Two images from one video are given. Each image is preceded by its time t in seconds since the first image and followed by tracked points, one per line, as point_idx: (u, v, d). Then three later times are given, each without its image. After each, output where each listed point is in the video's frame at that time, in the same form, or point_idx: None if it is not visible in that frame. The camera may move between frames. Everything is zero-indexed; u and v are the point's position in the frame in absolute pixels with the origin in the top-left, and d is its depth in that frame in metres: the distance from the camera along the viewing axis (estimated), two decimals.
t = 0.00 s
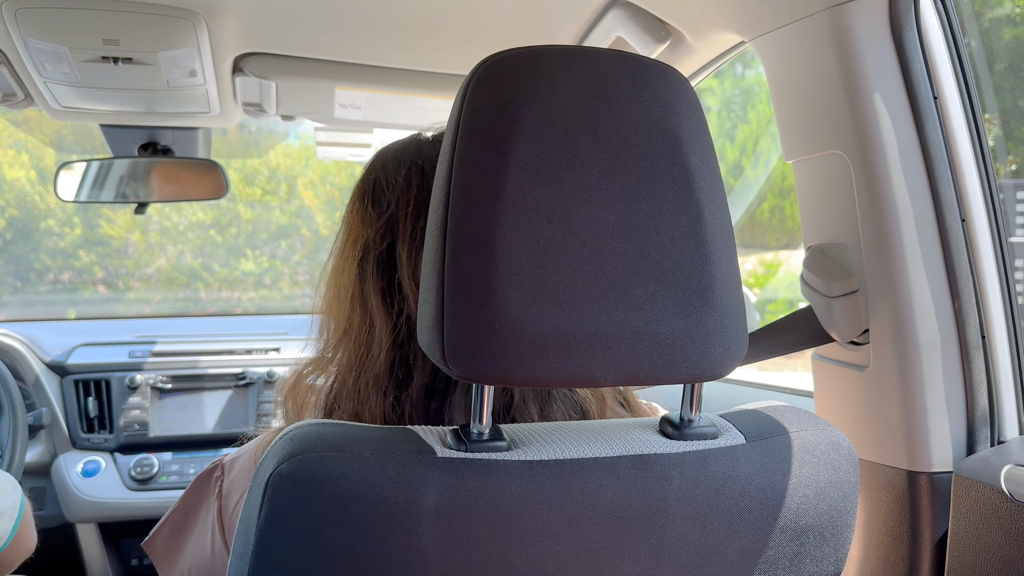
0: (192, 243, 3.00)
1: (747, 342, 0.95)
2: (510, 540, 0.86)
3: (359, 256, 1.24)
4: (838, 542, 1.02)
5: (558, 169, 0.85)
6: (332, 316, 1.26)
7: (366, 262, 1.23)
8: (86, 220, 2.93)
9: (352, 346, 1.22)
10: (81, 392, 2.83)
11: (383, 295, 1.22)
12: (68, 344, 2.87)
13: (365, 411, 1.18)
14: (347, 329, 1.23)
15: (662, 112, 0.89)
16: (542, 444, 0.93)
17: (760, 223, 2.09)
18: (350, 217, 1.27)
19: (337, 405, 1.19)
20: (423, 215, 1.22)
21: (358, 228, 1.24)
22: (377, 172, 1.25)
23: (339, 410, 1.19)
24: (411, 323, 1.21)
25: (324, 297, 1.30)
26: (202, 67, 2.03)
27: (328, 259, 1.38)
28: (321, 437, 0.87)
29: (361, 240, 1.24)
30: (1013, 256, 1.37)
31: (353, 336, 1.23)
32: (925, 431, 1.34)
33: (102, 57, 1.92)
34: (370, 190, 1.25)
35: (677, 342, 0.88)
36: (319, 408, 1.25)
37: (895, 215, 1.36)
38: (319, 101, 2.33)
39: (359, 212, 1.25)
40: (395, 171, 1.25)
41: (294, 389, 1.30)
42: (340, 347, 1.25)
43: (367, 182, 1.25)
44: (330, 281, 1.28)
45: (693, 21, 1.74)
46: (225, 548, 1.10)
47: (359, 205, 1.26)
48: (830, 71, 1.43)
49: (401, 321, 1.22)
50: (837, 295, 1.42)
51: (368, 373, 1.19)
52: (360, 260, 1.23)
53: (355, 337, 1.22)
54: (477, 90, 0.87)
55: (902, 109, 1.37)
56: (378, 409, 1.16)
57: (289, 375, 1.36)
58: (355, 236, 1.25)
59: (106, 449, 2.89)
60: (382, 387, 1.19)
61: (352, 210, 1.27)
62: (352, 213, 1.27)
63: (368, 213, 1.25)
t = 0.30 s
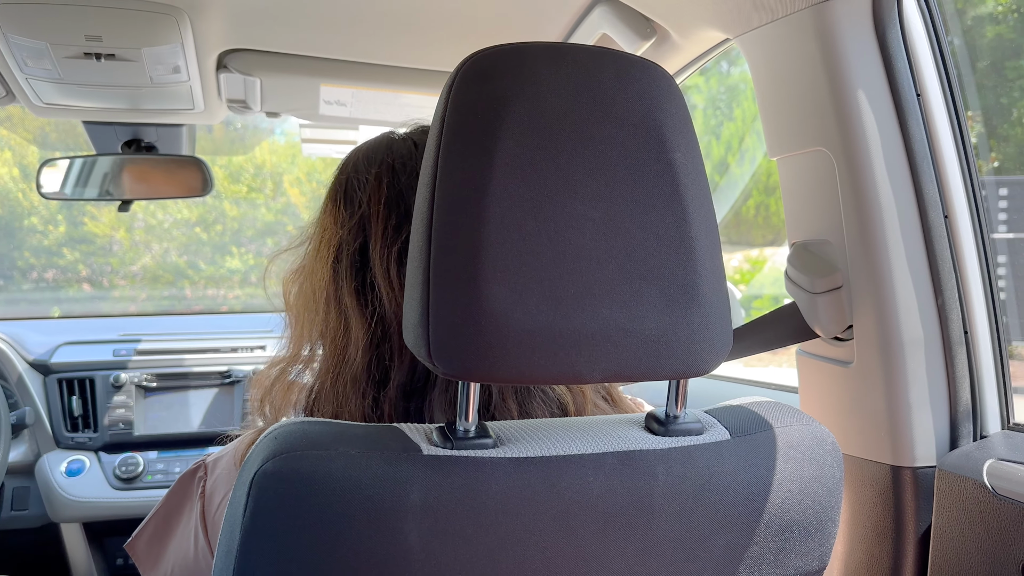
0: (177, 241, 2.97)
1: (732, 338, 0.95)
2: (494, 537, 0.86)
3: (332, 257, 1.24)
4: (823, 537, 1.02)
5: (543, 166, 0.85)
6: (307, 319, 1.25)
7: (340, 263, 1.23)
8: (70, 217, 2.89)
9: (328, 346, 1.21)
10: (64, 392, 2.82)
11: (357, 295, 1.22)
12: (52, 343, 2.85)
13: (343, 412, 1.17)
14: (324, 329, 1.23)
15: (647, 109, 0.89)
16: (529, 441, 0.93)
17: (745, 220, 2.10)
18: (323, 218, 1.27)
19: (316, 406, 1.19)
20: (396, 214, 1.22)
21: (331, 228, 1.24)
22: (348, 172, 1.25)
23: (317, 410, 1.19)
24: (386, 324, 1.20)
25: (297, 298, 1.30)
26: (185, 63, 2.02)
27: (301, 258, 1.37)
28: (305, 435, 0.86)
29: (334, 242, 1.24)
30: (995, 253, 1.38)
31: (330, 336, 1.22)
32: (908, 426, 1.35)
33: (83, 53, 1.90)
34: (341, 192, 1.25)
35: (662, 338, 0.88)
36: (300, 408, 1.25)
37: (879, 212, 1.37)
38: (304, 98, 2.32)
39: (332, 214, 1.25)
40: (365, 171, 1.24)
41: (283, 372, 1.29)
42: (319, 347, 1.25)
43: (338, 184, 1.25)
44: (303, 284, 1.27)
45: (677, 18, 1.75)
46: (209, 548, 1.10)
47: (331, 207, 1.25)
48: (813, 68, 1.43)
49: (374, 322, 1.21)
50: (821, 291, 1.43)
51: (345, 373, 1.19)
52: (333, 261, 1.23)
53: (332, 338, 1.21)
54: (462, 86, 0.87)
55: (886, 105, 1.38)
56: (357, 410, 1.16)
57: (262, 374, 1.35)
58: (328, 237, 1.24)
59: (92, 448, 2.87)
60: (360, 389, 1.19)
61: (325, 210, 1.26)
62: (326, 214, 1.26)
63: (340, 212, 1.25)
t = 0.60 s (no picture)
0: (164, 239, 2.94)
1: (719, 335, 0.95)
2: (481, 536, 0.85)
3: (315, 257, 1.23)
4: (811, 534, 1.02)
5: (530, 163, 0.84)
6: (290, 319, 1.25)
7: (323, 264, 1.23)
8: (56, 216, 2.87)
9: (312, 346, 1.20)
10: (50, 391, 2.81)
11: (341, 296, 1.21)
12: (37, 342, 2.84)
13: (327, 413, 1.17)
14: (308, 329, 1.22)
15: (635, 105, 0.89)
16: (516, 439, 0.93)
17: (734, 218, 2.10)
18: (306, 218, 1.26)
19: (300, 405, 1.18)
20: (380, 214, 1.21)
21: (314, 228, 1.24)
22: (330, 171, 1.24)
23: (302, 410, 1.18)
24: (372, 324, 1.20)
25: (280, 299, 1.29)
26: (170, 59, 2.00)
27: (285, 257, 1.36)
28: (291, 434, 0.85)
29: (316, 242, 1.23)
30: (983, 250, 1.38)
31: (314, 336, 1.21)
32: (896, 423, 1.35)
33: (67, 49, 1.89)
34: (323, 191, 1.25)
35: (649, 335, 0.88)
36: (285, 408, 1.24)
37: (867, 208, 1.37)
38: (291, 95, 2.30)
39: (315, 213, 1.24)
40: (348, 169, 1.23)
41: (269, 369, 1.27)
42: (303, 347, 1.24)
43: (320, 183, 1.24)
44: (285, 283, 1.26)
45: (665, 15, 1.75)
46: (195, 548, 1.09)
47: (314, 206, 1.25)
48: (800, 64, 1.44)
49: (359, 322, 1.21)
50: (809, 288, 1.43)
51: (329, 373, 1.18)
52: (317, 260, 1.23)
53: (316, 337, 1.21)
54: (448, 82, 0.86)
55: (872, 101, 1.38)
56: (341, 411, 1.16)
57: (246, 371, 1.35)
58: (311, 237, 1.24)
59: (77, 448, 2.86)
60: (344, 389, 1.18)
61: (308, 209, 1.26)
62: (308, 213, 1.25)
63: (323, 212, 1.24)
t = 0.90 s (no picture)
0: (154, 238, 2.89)
1: (712, 332, 0.95)
2: (475, 535, 0.85)
3: (305, 257, 1.22)
4: (804, 531, 1.02)
5: (523, 161, 0.84)
6: (279, 319, 1.24)
7: (312, 265, 1.22)
8: (45, 215, 2.80)
9: (303, 346, 1.20)
10: (39, 391, 2.79)
11: (331, 297, 1.21)
12: (26, 341, 2.82)
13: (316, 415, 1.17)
14: (298, 329, 1.21)
15: (627, 103, 0.89)
16: (509, 439, 0.93)
17: (725, 216, 2.10)
18: (295, 218, 1.25)
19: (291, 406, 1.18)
20: (371, 214, 1.21)
21: (303, 228, 1.23)
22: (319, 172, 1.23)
23: (292, 410, 1.18)
24: (363, 325, 1.19)
25: (266, 299, 1.28)
26: (160, 57, 1.99)
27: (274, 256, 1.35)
28: (283, 433, 0.85)
29: (306, 242, 1.22)
30: (973, 247, 1.39)
31: (304, 336, 1.20)
32: (888, 420, 1.36)
33: (56, 47, 1.87)
34: (312, 191, 1.24)
35: (642, 334, 0.88)
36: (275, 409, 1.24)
37: (858, 206, 1.37)
38: (282, 94, 2.29)
39: (304, 214, 1.23)
40: (338, 169, 1.23)
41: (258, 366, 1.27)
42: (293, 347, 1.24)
43: (310, 183, 1.24)
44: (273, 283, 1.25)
45: (658, 12, 1.75)
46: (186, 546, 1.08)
47: (303, 206, 1.24)
48: (793, 62, 1.44)
49: (350, 324, 1.20)
50: (801, 285, 1.44)
51: (319, 375, 1.18)
52: (307, 260, 1.22)
53: (307, 338, 1.20)
54: (441, 79, 0.86)
55: (865, 99, 1.39)
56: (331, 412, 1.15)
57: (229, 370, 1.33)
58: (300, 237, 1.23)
59: (67, 448, 2.84)
60: (333, 390, 1.18)
61: (297, 209, 1.25)
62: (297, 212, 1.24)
63: (312, 212, 1.23)
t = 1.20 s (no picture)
0: (147, 236, 2.87)
1: (708, 332, 0.95)
2: (471, 536, 0.85)
3: (302, 260, 1.22)
4: (799, 530, 1.03)
5: (518, 161, 0.84)
6: (274, 321, 1.24)
7: (310, 266, 1.22)
8: (38, 213, 2.78)
9: (298, 348, 1.19)
10: (32, 391, 2.78)
11: (329, 300, 1.21)
12: (19, 341, 2.80)
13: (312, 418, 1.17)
14: (294, 331, 1.21)
15: (622, 103, 0.89)
16: (505, 438, 0.93)
17: (719, 214, 2.11)
18: (291, 218, 1.25)
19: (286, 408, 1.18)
20: (368, 214, 1.20)
21: (301, 229, 1.23)
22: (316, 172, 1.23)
23: (287, 412, 1.18)
24: (360, 327, 1.19)
25: (262, 298, 1.27)
26: (154, 56, 1.98)
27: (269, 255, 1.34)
28: (279, 434, 0.85)
29: (303, 243, 1.22)
30: (966, 245, 1.39)
31: (300, 338, 1.20)
32: (883, 419, 1.36)
33: (49, 46, 1.86)
34: (309, 189, 1.23)
35: (638, 333, 0.88)
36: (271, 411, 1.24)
37: (853, 205, 1.38)
38: (277, 93, 2.28)
39: (299, 214, 1.23)
40: (335, 168, 1.22)
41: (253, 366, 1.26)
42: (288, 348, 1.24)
43: (307, 183, 1.23)
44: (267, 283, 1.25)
45: (652, 12, 1.75)
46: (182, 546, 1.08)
47: (299, 206, 1.23)
48: (787, 61, 1.44)
49: (349, 327, 1.20)
50: (796, 285, 1.44)
51: (314, 378, 1.18)
52: (302, 260, 1.22)
53: (302, 340, 1.20)
54: (436, 79, 0.86)
55: (859, 98, 1.39)
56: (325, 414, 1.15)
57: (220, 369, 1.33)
58: (297, 237, 1.23)
59: (60, 448, 2.83)
60: (328, 394, 1.18)
61: (292, 209, 1.24)
62: (292, 212, 1.24)
63: (309, 212, 1.23)
